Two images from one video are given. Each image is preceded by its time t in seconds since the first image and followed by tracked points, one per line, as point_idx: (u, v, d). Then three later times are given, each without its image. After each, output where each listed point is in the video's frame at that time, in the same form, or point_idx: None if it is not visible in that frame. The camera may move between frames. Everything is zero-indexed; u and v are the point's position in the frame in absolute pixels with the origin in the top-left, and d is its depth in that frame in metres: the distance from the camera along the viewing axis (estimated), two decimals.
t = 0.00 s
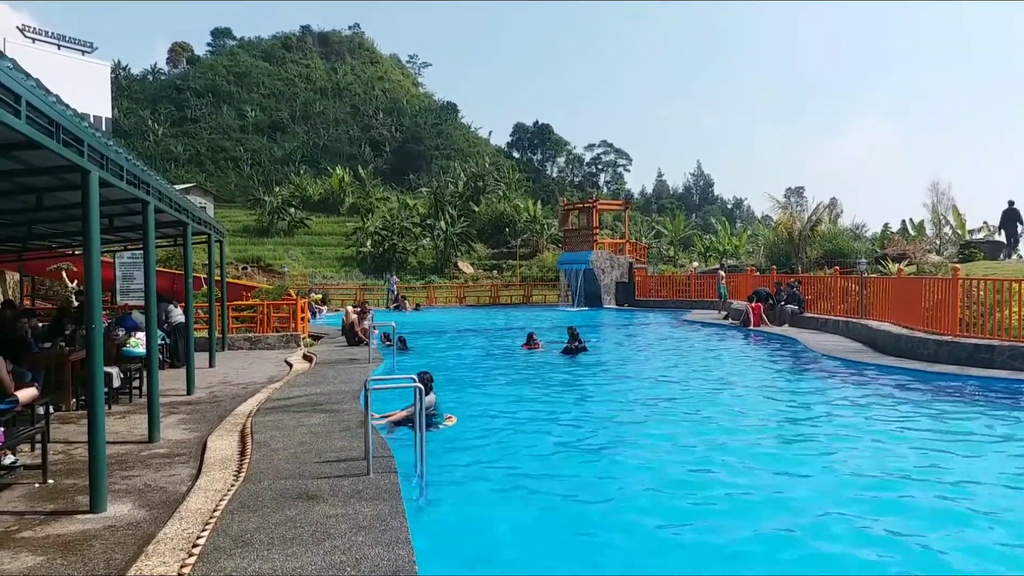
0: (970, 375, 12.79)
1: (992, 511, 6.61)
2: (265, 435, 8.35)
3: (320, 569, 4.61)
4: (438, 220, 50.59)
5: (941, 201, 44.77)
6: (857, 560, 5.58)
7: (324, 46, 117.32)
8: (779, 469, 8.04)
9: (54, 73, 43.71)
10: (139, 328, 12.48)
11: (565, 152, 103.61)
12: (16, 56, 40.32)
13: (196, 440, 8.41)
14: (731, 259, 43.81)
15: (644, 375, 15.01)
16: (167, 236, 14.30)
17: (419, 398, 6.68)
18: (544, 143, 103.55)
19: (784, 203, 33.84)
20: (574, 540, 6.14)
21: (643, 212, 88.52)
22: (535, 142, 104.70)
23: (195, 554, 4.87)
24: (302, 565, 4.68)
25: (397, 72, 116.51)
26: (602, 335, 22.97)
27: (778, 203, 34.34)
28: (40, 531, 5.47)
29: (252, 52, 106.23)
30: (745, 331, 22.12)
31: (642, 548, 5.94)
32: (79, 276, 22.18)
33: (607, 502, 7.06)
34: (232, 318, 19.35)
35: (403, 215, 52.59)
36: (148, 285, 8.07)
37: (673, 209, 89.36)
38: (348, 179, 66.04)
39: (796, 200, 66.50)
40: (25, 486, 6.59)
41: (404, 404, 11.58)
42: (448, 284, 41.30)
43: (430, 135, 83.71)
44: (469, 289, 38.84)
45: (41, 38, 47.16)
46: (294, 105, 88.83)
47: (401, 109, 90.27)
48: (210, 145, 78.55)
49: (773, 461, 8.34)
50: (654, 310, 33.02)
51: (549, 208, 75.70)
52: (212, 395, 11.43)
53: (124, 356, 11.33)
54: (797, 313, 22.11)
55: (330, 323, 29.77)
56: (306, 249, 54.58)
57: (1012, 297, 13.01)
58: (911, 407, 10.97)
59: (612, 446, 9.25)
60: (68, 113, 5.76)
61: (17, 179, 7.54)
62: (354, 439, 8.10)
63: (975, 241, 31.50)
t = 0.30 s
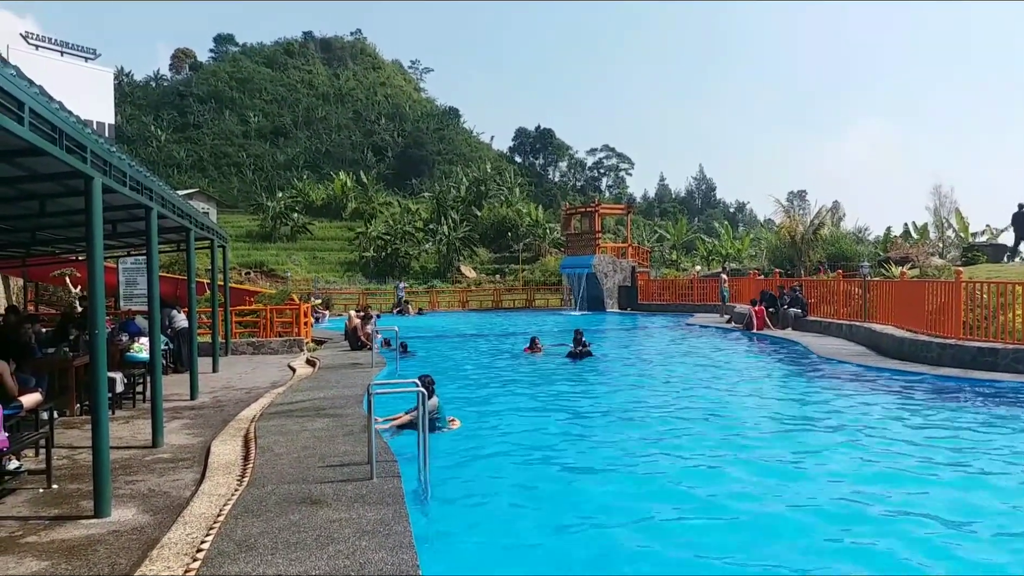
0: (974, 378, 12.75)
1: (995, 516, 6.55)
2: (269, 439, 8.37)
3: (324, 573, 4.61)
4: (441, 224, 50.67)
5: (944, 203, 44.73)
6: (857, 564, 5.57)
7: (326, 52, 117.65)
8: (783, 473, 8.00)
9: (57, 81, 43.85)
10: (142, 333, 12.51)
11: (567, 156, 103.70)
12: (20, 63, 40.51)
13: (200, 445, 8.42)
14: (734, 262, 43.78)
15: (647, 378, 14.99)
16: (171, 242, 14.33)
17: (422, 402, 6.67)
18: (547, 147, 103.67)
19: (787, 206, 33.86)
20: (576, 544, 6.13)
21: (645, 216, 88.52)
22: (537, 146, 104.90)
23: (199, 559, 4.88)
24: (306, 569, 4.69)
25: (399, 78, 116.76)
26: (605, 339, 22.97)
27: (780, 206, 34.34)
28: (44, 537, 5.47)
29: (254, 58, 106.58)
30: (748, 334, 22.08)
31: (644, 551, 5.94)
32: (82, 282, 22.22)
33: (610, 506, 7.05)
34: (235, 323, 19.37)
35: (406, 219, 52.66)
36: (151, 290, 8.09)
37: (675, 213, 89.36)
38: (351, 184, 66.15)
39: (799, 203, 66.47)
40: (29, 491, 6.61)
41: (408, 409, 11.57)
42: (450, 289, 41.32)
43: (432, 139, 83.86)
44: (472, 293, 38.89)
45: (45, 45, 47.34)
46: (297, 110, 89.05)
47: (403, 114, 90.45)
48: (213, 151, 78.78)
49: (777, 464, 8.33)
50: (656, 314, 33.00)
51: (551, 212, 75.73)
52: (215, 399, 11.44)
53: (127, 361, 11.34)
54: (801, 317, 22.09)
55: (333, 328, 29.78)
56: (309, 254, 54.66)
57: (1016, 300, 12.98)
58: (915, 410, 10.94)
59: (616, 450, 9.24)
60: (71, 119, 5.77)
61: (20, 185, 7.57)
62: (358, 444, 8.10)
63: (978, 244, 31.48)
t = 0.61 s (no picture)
0: (974, 375, 12.75)
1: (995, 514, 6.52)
2: (269, 436, 8.37)
3: (325, 570, 4.62)
4: (441, 221, 50.66)
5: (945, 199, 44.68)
6: (857, 562, 5.53)
7: (326, 48, 117.49)
8: (782, 470, 7.99)
9: (57, 78, 43.81)
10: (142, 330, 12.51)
11: (567, 153, 103.64)
12: (20, 60, 40.49)
13: (200, 442, 8.44)
14: (734, 259, 43.76)
15: (647, 375, 14.99)
16: (171, 239, 14.31)
17: (422, 398, 6.65)
18: (547, 144, 103.59)
19: (788, 203, 33.89)
20: (575, 542, 6.10)
21: (646, 213, 88.53)
22: (537, 143, 104.91)
23: (199, 555, 4.89)
24: (307, 566, 4.68)
25: (400, 75, 116.62)
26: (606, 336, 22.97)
27: (781, 203, 34.33)
28: (45, 534, 5.48)
29: (255, 56, 106.46)
30: (748, 331, 22.08)
31: (643, 549, 5.93)
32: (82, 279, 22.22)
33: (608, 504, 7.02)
34: (235, 320, 19.36)
35: (407, 217, 52.64)
36: (152, 287, 8.09)
37: (676, 209, 89.31)
38: (351, 181, 66.11)
39: (799, 200, 66.42)
40: (29, 489, 6.60)
41: (408, 406, 11.57)
42: (451, 286, 41.31)
43: (433, 137, 83.85)
44: (472, 290, 38.91)
45: (45, 43, 47.25)
46: (297, 107, 88.99)
47: (404, 111, 90.40)
48: (214, 148, 78.74)
49: (778, 461, 8.31)
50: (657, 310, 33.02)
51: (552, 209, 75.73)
52: (216, 397, 11.45)
53: (128, 358, 11.35)
54: (801, 314, 22.09)
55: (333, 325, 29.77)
56: (310, 251, 54.67)
57: (1016, 296, 12.95)
58: (915, 407, 10.93)
59: (616, 447, 9.22)
60: (72, 115, 5.76)
61: (20, 182, 7.56)
62: (357, 441, 8.10)
63: (978, 241, 31.51)
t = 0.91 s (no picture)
0: (969, 372, 12.80)
1: (993, 514, 6.49)
2: (265, 434, 8.37)
3: (320, 568, 4.62)
4: (438, 218, 50.60)
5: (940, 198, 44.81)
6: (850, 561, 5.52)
7: (323, 45, 117.26)
8: (775, 468, 7.98)
9: (52, 74, 43.64)
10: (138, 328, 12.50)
11: (564, 150, 103.59)
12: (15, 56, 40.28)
13: (197, 440, 8.44)
14: (731, 257, 43.81)
15: (643, 373, 15.00)
16: (167, 236, 14.28)
17: (418, 396, 6.66)
18: (544, 142, 103.57)
19: (784, 201, 33.95)
20: (562, 540, 6.11)
21: (642, 211, 88.60)
22: (534, 140, 104.91)
23: (195, 554, 4.89)
24: (302, 564, 4.69)
25: (396, 71, 116.44)
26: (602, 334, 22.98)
27: (777, 200, 34.37)
28: (40, 532, 5.48)
29: (251, 52, 106.10)
30: (744, 329, 22.13)
31: (638, 548, 5.91)
32: (78, 277, 22.16)
33: (596, 503, 7.03)
34: (231, 318, 19.35)
35: (403, 214, 52.59)
36: (148, 284, 8.08)
37: (673, 207, 89.40)
38: (347, 178, 65.98)
39: (794, 198, 66.49)
40: (25, 487, 6.60)
41: (404, 403, 11.58)
42: (448, 283, 41.24)
43: (429, 134, 83.75)
44: (469, 288, 38.90)
45: (40, 38, 47.05)
46: (294, 104, 88.79)
47: (400, 108, 90.26)
48: (209, 144, 78.53)
49: (774, 460, 8.30)
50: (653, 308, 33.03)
51: (548, 207, 75.73)
52: (211, 394, 11.44)
53: (123, 356, 11.32)
54: (797, 311, 22.14)
55: (329, 322, 29.74)
56: (306, 249, 54.56)
57: (1011, 294, 13.01)
58: (910, 404, 10.96)
59: (612, 445, 9.21)
60: (67, 112, 5.75)
61: (16, 180, 7.54)
62: (353, 439, 8.10)
63: (973, 239, 31.60)
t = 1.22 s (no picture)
0: (970, 372, 12.81)
1: (1000, 519, 6.36)
2: (266, 433, 8.36)
3: (321, 566, 4.62)
4: (439, 218, 50.58)
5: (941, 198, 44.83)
6: (849, 564, 5.47)
7: (323, 44, 117.26)
8: (773, 467, 7.97)
9: (53, 74, 43.61)
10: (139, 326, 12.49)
11: (565, 150, 103.59)
12: (15, 56, 40.29)
13: (198, 438, 8.44)
14: (731, 256, 43.81)
15: (644, 372, 15.00)
16: (168, 235, 14.28)
17: (419, 395, 6.63)
18: (545, 141, 103.58)
19: (784, 200, 33.95)
20: (559, 538, 6.11)
21: (643, 210, 88.62)
22: (535, 140, 104.96)
23: (197, 552, 4.89)
24: (303, 562, 4.69)
25: (397, 71, 116.44)
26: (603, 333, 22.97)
27: (778, 200, 34.37)
28: (42, 530, 5.47)
29: (251, 51, 106.07)
30: (745, 328, 22.13)
31: (636, 548, 5.87)
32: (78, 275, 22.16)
33: (593, 501, 7.03)
34: (232, 316, 19.34)
35: (404, 213, 52.60)
36: (148, 283, 8.08)
37: (673, 207, 89.42)
38: (348, 178, 65.97)
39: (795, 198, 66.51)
40: (27, 485, 6.60)
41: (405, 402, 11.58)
42: (448, 282, 41.23)
43: (430, 133, 83.74)
44: (469, 287, 38.91)
45: (41, 37, 47.03)
46: (294, 103, 88.80)
47: (401, 107, 90.27)
48: (210, 144, 78.55)
49: (773, 459, 8.29)
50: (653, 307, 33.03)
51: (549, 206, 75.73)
52: (212, 393, 11.44)
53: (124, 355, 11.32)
54: (798, 311, 22.14)
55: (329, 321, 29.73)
56: (306, 248, 54.55)
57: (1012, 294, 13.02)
58: (911, 404, 10.94)
59: (616, 444, 9.19)
60: (67, 111, 5.75)
61: (17, 179, 7.54)
62: (354, 438, 8.09)
63: (974, 239, 31.61)
